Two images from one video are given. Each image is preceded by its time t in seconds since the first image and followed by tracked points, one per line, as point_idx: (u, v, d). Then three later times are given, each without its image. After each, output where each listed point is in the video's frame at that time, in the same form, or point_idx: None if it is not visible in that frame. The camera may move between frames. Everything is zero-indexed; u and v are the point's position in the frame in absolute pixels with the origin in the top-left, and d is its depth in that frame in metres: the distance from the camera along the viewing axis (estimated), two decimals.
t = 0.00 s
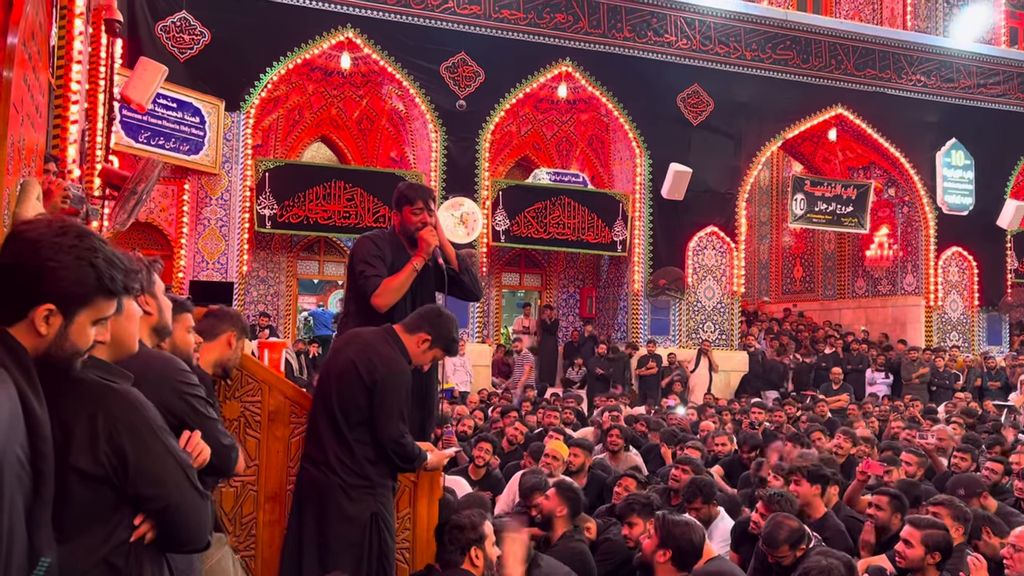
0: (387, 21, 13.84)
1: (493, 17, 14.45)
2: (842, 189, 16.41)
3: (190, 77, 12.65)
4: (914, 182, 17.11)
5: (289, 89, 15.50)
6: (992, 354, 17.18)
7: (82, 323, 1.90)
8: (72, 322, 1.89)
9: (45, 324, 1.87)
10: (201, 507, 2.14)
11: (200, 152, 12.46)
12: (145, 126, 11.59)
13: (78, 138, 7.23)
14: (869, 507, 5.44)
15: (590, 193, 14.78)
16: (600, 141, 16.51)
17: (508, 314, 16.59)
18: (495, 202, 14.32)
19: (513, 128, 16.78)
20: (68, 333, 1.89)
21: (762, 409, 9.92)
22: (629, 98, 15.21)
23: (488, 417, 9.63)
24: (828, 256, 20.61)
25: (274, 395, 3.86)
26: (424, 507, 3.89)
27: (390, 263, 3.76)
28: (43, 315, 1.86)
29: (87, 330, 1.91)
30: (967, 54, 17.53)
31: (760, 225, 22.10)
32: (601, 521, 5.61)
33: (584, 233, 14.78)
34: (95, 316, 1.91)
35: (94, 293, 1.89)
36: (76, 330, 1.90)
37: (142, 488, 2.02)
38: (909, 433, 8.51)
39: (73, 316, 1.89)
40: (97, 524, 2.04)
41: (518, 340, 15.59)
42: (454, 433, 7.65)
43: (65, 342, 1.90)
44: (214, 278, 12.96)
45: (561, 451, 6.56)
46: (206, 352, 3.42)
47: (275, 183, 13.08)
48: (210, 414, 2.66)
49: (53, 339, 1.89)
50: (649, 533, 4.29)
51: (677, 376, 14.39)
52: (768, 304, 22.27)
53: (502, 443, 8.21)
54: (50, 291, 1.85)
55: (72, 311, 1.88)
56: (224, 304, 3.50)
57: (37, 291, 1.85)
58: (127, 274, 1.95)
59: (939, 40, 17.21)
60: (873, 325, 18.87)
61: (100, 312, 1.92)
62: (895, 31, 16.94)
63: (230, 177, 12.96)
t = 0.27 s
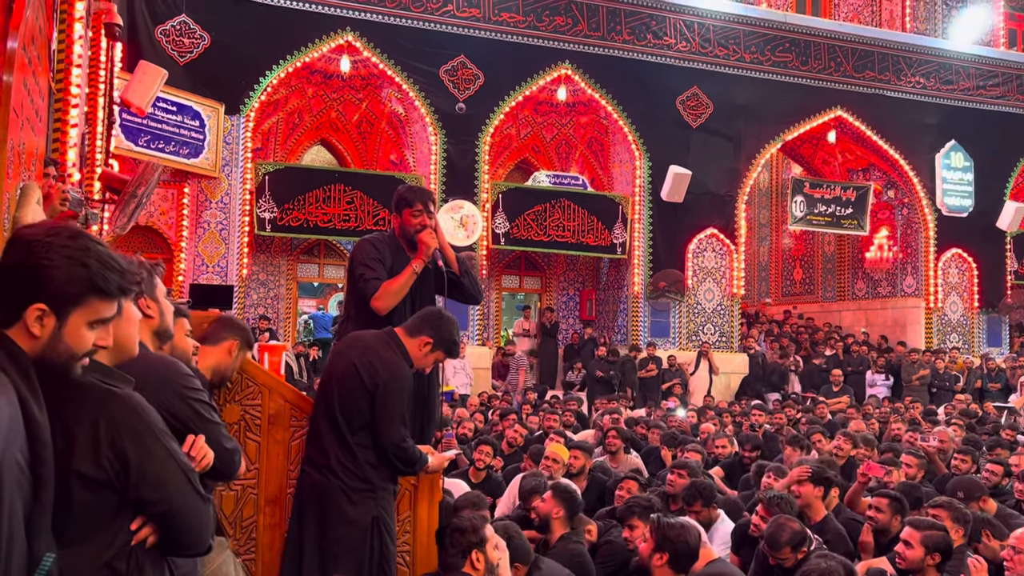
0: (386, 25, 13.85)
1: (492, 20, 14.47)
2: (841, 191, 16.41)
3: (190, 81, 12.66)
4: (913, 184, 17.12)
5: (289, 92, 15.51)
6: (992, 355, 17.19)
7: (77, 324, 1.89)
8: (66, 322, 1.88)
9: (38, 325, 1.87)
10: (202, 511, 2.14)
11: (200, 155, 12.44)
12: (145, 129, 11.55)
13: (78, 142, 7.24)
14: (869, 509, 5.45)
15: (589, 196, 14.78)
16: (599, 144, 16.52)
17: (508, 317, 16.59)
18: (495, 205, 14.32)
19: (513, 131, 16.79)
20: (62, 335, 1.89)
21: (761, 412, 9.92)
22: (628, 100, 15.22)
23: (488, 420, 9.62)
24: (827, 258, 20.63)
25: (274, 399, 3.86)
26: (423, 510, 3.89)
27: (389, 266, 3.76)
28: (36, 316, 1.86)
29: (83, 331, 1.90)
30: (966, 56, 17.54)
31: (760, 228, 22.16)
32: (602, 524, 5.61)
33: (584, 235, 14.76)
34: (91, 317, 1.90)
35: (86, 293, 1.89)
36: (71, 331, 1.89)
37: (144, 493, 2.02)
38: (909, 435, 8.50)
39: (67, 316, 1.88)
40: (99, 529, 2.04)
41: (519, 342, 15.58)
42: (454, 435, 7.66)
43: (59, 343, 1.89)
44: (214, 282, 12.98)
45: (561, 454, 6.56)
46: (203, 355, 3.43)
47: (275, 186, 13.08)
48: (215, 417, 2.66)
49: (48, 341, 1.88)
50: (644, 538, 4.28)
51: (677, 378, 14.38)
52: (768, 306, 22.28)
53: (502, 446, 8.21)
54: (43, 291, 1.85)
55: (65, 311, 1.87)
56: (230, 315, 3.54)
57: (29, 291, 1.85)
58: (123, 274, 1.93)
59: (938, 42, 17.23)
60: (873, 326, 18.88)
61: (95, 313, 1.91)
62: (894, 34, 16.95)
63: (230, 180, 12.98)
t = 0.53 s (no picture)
0: (386, 28, 13.86)
1: (491, 23, 14.48)
2: (841, 193, 16.42)
3: (189, 84, 12.67)
4: (913, 186, 17.13)
5: (288, 95, 15.51)
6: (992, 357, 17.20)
7: (65, 316, 1.89)
8: (54, 317, 1.88)
9: (26, 322, 1.87)
10: (202, 514, 2.14)
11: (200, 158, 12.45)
12: (145, 133, 11.58)
13: (78, 145, 7.24)
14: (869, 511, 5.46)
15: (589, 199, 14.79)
16: (599, 146, 16.54)
17: (508, 319, 16.59)
18: (494, 208, 14.33)
19: (513, 133, 16.80)
20: (52, 329, 1.88)
21: (762, 414, 9.92)
22: (628, 103, 15.23)
23: (489, 423, 9.62)
24: (827, 260, 20.63)
25: (274, 402, 3.87)
26: (423, 512, 3.89)
27: (390, 269, 3.76)
28: (22, 313, 1.86)
29: (74, 324, 1.90)
30: (965, 57, 17.55)
31: (759, 230, 22.18)
32: (602, 526, 5.60)
33: (584, 238, 14.77)
34: (78, 309, 1.90)
35: (71, 283, 1.89)
36: (59, 324, 1.89)
37: (144, 497, 2.03)
38: (909, 437, 8.51)
39: (54, 310, 1.88)
40: (98, 532, 2.05)
41: (519, 345, 15.58)
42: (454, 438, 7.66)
43: (51, 339, 1.88)
44: (214, 285, 12.98)
45: (562, 456, 6.56)
46: (203, 359, 3.48)
47: (275, 189, 13.08)
48: (218, 420, 2.67)
49: (39, 337, 1.88)
50: (639, 541, 4.28)
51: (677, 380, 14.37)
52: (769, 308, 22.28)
53: (502, 448, 8.21)
54: (26, 287, 1.86)
55: (51, 305, 1.87)
56: (232, 325, 3.57)
57: (15, 286, 1.86)
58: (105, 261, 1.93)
59: (937, 44, 17.25)
60: (873, 328, 18.88)
61: (82, 304, 1.90)
62: (893, 35, 16.96)
63: (230, 183, 12.98)
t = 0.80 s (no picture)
0: (385, 31, 13.88)
1: (491, 26, 14.50)
2: (840, 195, 16.43)
3: (189, 88, 12.69)
4: (913, 188, 17.14)
5: (288, 99, 15.52)
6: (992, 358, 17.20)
7: (47, 305, 1.89)
8: (36, 308, 1.88)
9: (10, 319, 1.87)
10: (201, 520, 2.14)
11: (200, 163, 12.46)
12: (144, 137, 11.63)
13: (78, 150, 7.25)
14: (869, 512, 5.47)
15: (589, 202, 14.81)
16: (599, 149, 16.53)
17: (508, 322, 16.59)
18: (494, 211, 14.33)
19: (513, 136, 16.80)
20: (35, 320, 1.88)
21: (763, 416, 9.92)
22: (627, 106, 15.23)
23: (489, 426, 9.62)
24: (827, 262, 20.64)
25: (274, 406, 3.87)
26: (423, 514, 3.89)
27: (390, 270, 3.76)
28: (4, 310, 1.86)
29: (56, 312, 1.90)
30: (964, 59, 17.56)
31: (759, 232, 22.19)
32: (602, 529, 5.60)
33: (583, 241, 14.80)
34: (59, 296, 1.90)
35: (49, 272, 1.89)
36: (42, 314, 1.89)
37: (142, 501, 2.03)
38: (910, 438, 8.50)
39: (36, 301, 1.88)
40: (96, 538, 2.04)
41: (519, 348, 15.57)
42: (454, 441, 7.66)
43: (37, 331, 1.88)
44: (214, 289, 12.97)
45: (562, 459, 6.56)
46: (204, 365, 3.50)
47: (274, 194, 13.08)
48: (223, 424, 2.68)
49: (24, 330, 1.88)
50: (634, 545, 4.27)
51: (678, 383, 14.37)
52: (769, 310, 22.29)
53: (503, 451, 8.21)
54: (6, 283, 1.87)
55: (31, 296, 1.87)
56: (235, 334, 3.60)
57: None
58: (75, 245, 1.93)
59: (936, 46, 17.27)
60: (873, 330, 18.87)
61: (62, 290, 1.91)
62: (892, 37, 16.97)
63: (230, 188, 12.98)
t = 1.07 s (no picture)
0: (385, 34, 13.88)
1: (491, 28, 14.51)
2: (841, 196, 16.42)
3: (189, 92, 12.71)
4: (913, 189, 17.13)
5: (288, 102, 15.53)
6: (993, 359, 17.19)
7: (32, 300, 1.93)
8: (21, 306, 1.92)
9: None
10: (199, 524, 2.15)
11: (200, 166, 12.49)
12: (144, 140, 11.59)
13: (77, 154, 7.25)
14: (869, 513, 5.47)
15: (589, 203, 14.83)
16: (599, 151, 16.53)
17: (509, 324, 16.58)
18: (494, 213, 14.34)
19: (513, 138, 16.81)
20: (22, 317, 1.92)
21: (763, 417, 9.92)
22: (627, 107, 15.23)
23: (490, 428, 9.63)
24: (828, 263, 20.63)
25: (274, 410, 3.87)
26: (423, 516, 3.89)
27: (390, 274, 3.76)
28: None
29: (42, 307, 1.93)
30: (964, 59, 17.56)
31: (760, 233, 22.20)
32: (602, 532, 5.60)
33: (583, 243, 14.79)
34: (42, 290, 1.94)
35: (30, 267, 1.93)
36: (28, 310, 1.92)
37: (140, 505, 2.03)
38: (910, 439, 8.50)
39: (21, 298, 1.92)
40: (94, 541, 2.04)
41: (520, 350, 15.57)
42: (454, 443, 7.66)
43: (24, 328, 1.92)
44: (214, 292, 12.97)
45: (563, 461, 6.56)
46: (204, 370, 3.50)
47: (275, 197, 13.08)
48: (227, 428, 2.68)
49: (13, 328, 1.92)
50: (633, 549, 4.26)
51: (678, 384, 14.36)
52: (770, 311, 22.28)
53: (504, 454, 8.21)
54: None
55: (16, 293, 1.91)
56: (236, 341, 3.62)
57: None
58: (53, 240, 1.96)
59: (936, 46, 17.27)
60: (874, 331, 18.85)
61: (45, 284, 1.94)
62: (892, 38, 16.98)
63: (230, 191, 13.00)
